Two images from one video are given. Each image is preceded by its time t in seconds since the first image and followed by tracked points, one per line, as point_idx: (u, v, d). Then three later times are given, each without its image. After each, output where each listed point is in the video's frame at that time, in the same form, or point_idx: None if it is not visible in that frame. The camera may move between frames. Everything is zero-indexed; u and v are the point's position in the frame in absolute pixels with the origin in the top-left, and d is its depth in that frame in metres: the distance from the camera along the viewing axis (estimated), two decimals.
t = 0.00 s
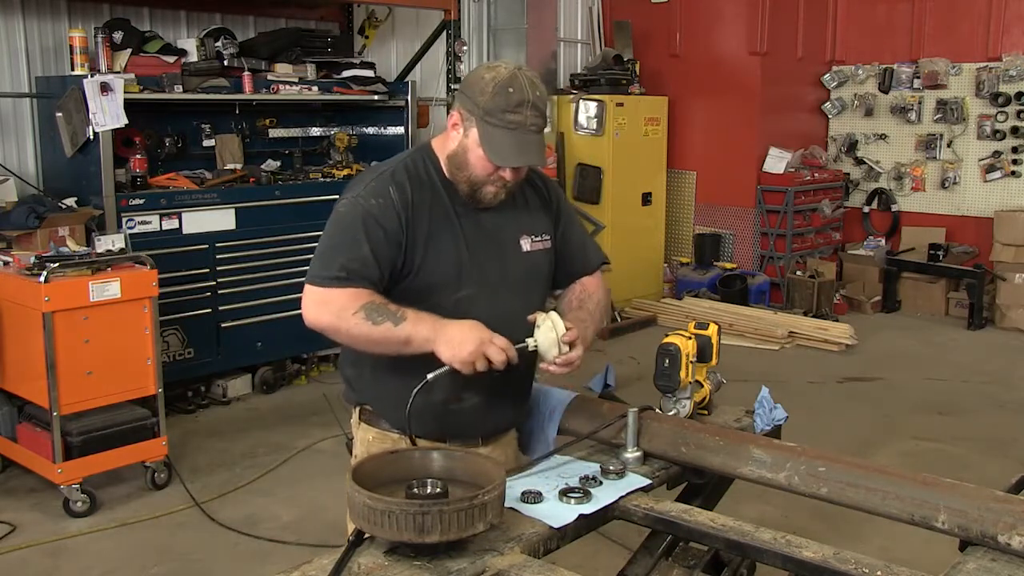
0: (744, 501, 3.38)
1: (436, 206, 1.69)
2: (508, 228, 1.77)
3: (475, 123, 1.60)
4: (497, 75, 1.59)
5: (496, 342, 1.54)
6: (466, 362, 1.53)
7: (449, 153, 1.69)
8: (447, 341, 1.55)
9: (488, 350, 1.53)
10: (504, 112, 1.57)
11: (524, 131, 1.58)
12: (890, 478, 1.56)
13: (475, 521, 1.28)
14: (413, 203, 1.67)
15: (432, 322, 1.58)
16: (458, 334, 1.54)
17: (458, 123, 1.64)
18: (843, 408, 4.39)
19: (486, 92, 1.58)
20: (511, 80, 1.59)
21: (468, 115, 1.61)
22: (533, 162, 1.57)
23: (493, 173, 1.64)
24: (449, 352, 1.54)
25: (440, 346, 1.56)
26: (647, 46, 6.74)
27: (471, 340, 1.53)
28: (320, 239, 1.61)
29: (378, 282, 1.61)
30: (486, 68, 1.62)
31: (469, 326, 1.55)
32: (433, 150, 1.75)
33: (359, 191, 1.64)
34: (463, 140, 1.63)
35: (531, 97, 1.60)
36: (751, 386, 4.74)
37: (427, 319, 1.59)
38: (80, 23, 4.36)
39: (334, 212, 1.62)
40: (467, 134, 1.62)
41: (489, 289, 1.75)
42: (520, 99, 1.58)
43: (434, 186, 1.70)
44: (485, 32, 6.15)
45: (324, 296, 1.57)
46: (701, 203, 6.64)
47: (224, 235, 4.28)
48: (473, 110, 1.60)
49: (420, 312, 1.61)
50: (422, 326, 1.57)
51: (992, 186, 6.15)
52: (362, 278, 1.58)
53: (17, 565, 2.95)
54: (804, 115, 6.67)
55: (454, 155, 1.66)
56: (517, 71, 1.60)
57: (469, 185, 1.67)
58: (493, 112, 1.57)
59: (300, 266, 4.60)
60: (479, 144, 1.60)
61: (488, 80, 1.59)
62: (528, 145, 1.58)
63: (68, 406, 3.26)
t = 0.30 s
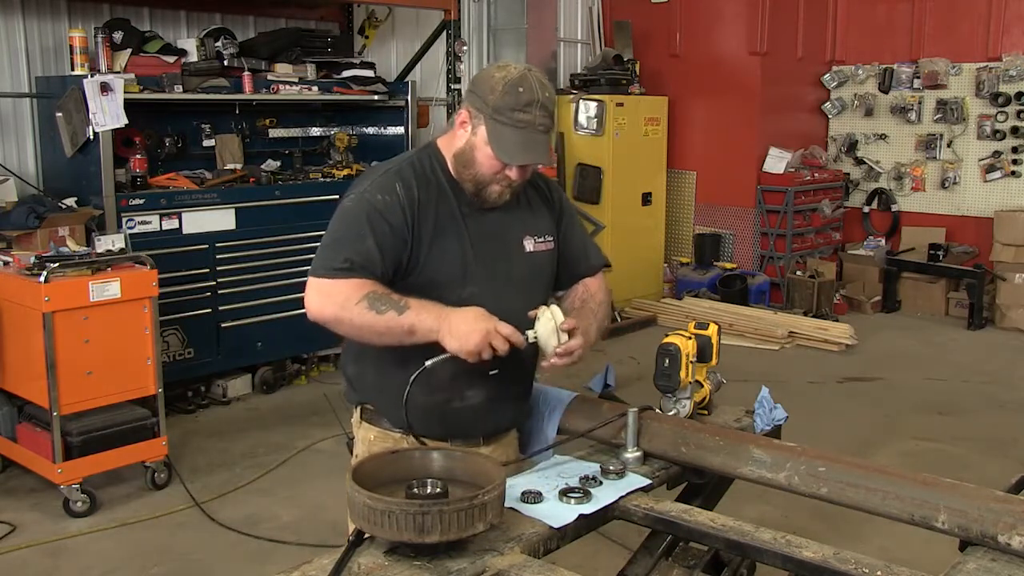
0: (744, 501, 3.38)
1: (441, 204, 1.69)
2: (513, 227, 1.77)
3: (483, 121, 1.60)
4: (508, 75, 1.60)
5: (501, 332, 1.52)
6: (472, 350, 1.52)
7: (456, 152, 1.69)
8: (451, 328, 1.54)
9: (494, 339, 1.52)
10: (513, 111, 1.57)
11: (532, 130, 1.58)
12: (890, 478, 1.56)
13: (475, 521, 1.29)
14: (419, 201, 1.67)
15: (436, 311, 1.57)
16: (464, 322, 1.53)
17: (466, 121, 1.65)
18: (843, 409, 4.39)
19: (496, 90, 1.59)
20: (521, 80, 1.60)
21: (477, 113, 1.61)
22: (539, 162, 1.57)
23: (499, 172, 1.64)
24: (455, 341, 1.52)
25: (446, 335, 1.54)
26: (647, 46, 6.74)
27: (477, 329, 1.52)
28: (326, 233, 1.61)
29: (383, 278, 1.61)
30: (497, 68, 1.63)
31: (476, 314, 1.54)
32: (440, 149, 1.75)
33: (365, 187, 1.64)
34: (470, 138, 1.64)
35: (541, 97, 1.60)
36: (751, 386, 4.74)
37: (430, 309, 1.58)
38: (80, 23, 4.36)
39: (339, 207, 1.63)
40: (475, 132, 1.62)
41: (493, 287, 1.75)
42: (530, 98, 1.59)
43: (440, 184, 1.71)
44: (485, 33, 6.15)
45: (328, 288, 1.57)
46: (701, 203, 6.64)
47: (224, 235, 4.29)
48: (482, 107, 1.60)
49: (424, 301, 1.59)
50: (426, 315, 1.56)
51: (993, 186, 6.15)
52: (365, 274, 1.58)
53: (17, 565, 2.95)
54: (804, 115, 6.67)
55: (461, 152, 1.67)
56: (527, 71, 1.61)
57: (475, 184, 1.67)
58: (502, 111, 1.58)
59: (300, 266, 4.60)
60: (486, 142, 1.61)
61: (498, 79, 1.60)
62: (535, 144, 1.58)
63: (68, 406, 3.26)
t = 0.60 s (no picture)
0: (744, 501, 3.38)
1: (444, 203, 1.69)
2: (516, 226, 1.78)
3: (489, 119, 1.60)
4: (514, 74, 1.60)
5: (503, 332, 1.52)
6: (474, 352, 1.52)
7: (460, 149, 1.69)
8: (455, 329, 1.54)
9: (495, 338, 1.52)
10: (519, 110, 1.58)
11: (538, 130, 1.58)
12: (890, 479, 1.56)
13: (475, 521, 1.29)
14: (422, 200, 1.67)
15: (438, 312, 1.57)
16: (467, 323, 1.53)
17: (471, 120, 1.64)
18: (844, 409, 4.39)
19: (502, 89, 1.59)
20: (528, 79, 1.60)
21: (482, 111, 1.61)
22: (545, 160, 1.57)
23: (504, 171, 1.64)
24: (457, 342, 1.53)
25: (448, 336, 1.54)
26: (647, 46, 6.74)
27: (479, 329, 1.52)
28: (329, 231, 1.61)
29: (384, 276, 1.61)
30: (503, 66, 1.63)
31: (478, 316, 1.54)
32: (443, 147, 1.75)
33: (368, 185, 1.64)
34: (475, 136, 1.63)
35: (547, 97, 1.60)
36: (751, 386, 4.74)
37: (432, 310, 1.58)
38: (80, 23, 4.36)
39: (343, 204, 1.62)
40: (480, 130, 1.62)
41: (494, 287, 1.75)
42: (536, 97, 1.59)
43: (443, 183, 1.70)
44: (485, 33, 6.14)
45: (331, 285, 1.57)
46: (701, 203, 6.64)
47: (224, 235, 4.28)
48: (488, 105, 1.60)
49: (426, 302, 1.60)
50: (428, 316, 1.56)
51: (992, 186, 6.15)
52: (367, 272, 1.58)
53: (17, 565, 2.95)
54: (804, 115, 6.67)
55: (465, 150, 1.66)
56: (534, 71, 1.61)
57: (478, 183, 1.67)
58: (508, 109, 1.58)
59: (300, 266, 4.60)
60: (492, 140, 1.60)
61: (505, 78, 1.60)
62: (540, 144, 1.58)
63: (68, 406, 3.26)
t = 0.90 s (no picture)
0: (744, 501, 3.38)
1: (444, 204, 1.69)
2: (516, 225, 1.78)
3: (496, 106, 1.59)
4: (523, 65, 1.62)
5: (502, 342, 1.54)
6: (474, 369, 1.54)
7: (463, 141, 1.68)
8: (455, 346, 1.55)
9: (495, 351, 1.53)
10: (527, 95, 1.58)
11: (545, 115, 1.58)
12: (890, 479, 1.56)
13: (476, 521, 1.29)
14: (422, 201, 1.67)
15: (438, 328, 1.58)
16: (466, 340, 1.54)
17: (477, 109, 1.64)
18: (844, 409, 4.39)
19: (511, 77, 1.59)
20: (536, 71, 1.62)
21: (490, 98, 1.60)
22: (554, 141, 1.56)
23: (508, 159, 1.62)
24: (457, 359, 1.54)
25: (448, 353, 1.56)
26: (647, 46, 6.74)
27: (478, 346, 1.53)
28: (329, 234, 1.60)
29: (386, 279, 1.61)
30: (511, 61, 1.64)
31: (477, 330, 1.55)
32: (442, 147, 1.75)
33: (368, 186, 1.64)
34: (481, 124, 1.62)
35: (554, 86, 1.61)
36: (752, 386, 4.74)
37: (433, 327, 1.59)
38: (80, 23, 4.36)
39: (343, 206, 1.62)
40: (486, 117, 1.61)
41: (494, 287, 1.75)
42: (544, 85, 1.60)
43: (443, 184, 1.70)
44: (485, 32, 6.14)
45: (332, 289, 1.57)
46: (701, 203, 6.64)
47: (224, 234, 4.28)
48: (495, 92, 1.60)
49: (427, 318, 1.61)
50: (429, 333, 1.57)
51: (992, 186, 6.15)
52: (369, 275, 1.58)
53: (17, 565, 2.95)
54: (804, 115, 6.67)
55: (470, 141, 1.65)
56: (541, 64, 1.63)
57: (480, 172, 1.65)
58: (517, 93, 1.57)
59: (300, 266, 4.60)
60: (499, 125, 1.59)
61: (513, 67, 1.61)
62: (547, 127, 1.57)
63: (68, 406, 3.26)
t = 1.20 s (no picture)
0: (744, 502, 3.38)
1: (439, 203, 1.70)
2: (513, 222, 1.78)
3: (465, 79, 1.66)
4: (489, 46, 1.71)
5: (492, 348, 1.49)
6: (465, 374, 1.49)
7: (445, 133, 1.73)
8: (445, 350, 1.51)
9: (484, 356, 1.48)
10: (490, 60, 1.63)
11: (507, 71, 1.62)
12: (890, 479, 1.56)
13: (476, 521, 1.29)
14: (417, 200, 1.67)
15: (429, 331, 1.55)
16: (455, 345, 1.50)
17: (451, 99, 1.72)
18: (844, 409, 4.39)
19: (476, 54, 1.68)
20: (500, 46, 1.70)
21: (457, 79, 1.69)
22: (512, 82, 1.62)
23: (478, 121, 1.66)
24: (448, 364, 1.50)
25: (439, 358, 1.52)
26: (647, 46, 6.74)
27: (467, 350, 1.48)
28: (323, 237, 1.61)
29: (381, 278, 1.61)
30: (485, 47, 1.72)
31: (468, 333, 1.51)
32: (437, 149, 1.76)
33: (361, 188, 1.65)
34: (453, 105, 1.70)
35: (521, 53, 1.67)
36: (752, 386, 4.74)
37: (425, 329, 1.56)
38: (80, 23, 4.36)
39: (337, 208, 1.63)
40: (456, 94, 1.69)
41: (493, 286, 1.75)
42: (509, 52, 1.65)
43: (438, 184, 1.71)
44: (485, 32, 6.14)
45: (326, 292, 1.57)
46: (701, 203, 6.64)
47: (224, 234, 4.28)
48: (461, 70, 1.68)
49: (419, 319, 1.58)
50: (419, 336, 1.54)
51: (992, 186, 6.15)
52: (364, 275, 1.58)
53: (17, 565, 2.95)
54: (804, 115, 6.67)
55: (448, 128, 1.71)
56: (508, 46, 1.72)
57: (460, 149, 1.68)
58: (478, 59, 1.65)
59: (300, 266, 4.60)
60: (464, 91, 1.67)
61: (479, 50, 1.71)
62: (508, 82, 1.61)
63: (68, 406, 3.26)
